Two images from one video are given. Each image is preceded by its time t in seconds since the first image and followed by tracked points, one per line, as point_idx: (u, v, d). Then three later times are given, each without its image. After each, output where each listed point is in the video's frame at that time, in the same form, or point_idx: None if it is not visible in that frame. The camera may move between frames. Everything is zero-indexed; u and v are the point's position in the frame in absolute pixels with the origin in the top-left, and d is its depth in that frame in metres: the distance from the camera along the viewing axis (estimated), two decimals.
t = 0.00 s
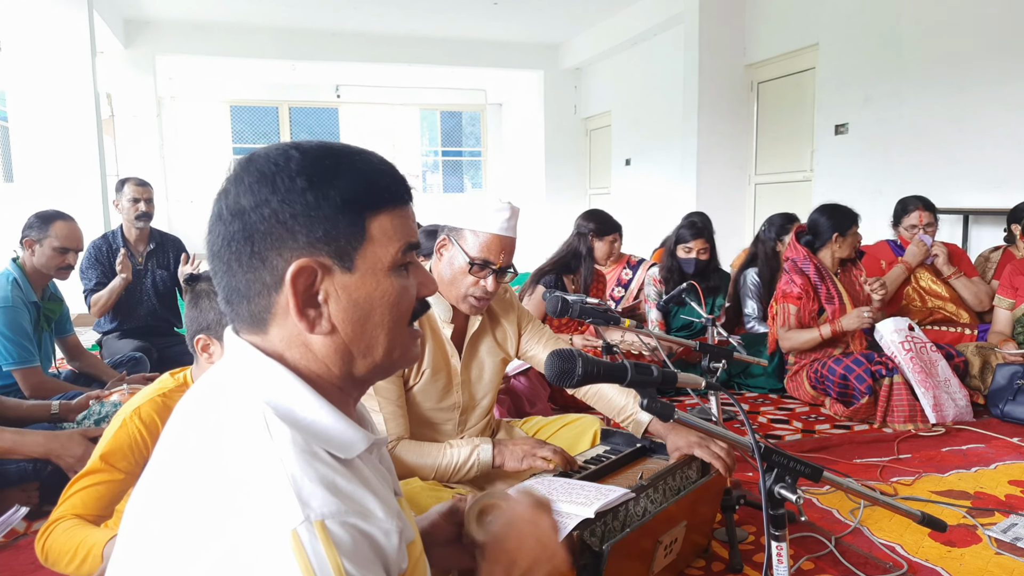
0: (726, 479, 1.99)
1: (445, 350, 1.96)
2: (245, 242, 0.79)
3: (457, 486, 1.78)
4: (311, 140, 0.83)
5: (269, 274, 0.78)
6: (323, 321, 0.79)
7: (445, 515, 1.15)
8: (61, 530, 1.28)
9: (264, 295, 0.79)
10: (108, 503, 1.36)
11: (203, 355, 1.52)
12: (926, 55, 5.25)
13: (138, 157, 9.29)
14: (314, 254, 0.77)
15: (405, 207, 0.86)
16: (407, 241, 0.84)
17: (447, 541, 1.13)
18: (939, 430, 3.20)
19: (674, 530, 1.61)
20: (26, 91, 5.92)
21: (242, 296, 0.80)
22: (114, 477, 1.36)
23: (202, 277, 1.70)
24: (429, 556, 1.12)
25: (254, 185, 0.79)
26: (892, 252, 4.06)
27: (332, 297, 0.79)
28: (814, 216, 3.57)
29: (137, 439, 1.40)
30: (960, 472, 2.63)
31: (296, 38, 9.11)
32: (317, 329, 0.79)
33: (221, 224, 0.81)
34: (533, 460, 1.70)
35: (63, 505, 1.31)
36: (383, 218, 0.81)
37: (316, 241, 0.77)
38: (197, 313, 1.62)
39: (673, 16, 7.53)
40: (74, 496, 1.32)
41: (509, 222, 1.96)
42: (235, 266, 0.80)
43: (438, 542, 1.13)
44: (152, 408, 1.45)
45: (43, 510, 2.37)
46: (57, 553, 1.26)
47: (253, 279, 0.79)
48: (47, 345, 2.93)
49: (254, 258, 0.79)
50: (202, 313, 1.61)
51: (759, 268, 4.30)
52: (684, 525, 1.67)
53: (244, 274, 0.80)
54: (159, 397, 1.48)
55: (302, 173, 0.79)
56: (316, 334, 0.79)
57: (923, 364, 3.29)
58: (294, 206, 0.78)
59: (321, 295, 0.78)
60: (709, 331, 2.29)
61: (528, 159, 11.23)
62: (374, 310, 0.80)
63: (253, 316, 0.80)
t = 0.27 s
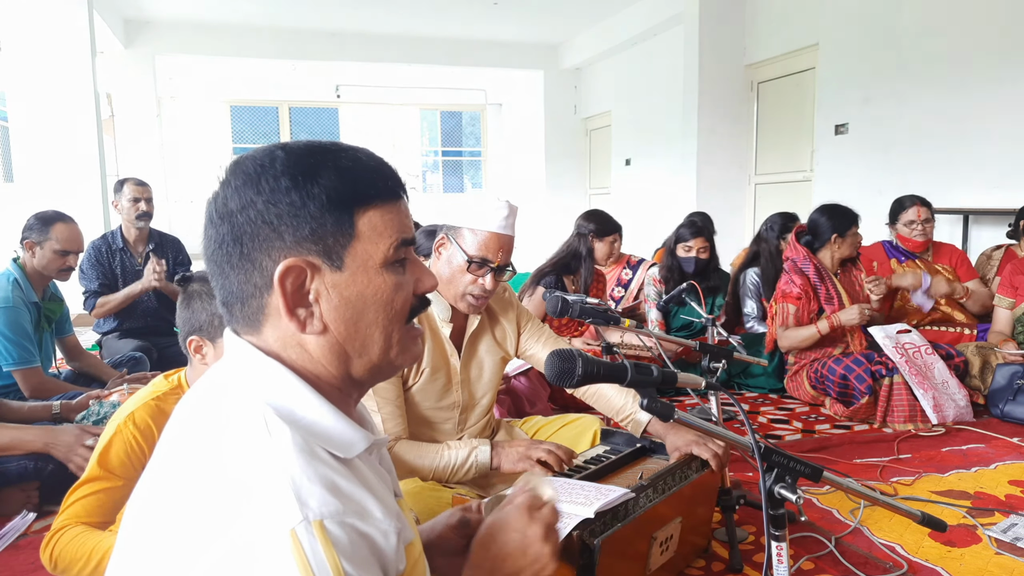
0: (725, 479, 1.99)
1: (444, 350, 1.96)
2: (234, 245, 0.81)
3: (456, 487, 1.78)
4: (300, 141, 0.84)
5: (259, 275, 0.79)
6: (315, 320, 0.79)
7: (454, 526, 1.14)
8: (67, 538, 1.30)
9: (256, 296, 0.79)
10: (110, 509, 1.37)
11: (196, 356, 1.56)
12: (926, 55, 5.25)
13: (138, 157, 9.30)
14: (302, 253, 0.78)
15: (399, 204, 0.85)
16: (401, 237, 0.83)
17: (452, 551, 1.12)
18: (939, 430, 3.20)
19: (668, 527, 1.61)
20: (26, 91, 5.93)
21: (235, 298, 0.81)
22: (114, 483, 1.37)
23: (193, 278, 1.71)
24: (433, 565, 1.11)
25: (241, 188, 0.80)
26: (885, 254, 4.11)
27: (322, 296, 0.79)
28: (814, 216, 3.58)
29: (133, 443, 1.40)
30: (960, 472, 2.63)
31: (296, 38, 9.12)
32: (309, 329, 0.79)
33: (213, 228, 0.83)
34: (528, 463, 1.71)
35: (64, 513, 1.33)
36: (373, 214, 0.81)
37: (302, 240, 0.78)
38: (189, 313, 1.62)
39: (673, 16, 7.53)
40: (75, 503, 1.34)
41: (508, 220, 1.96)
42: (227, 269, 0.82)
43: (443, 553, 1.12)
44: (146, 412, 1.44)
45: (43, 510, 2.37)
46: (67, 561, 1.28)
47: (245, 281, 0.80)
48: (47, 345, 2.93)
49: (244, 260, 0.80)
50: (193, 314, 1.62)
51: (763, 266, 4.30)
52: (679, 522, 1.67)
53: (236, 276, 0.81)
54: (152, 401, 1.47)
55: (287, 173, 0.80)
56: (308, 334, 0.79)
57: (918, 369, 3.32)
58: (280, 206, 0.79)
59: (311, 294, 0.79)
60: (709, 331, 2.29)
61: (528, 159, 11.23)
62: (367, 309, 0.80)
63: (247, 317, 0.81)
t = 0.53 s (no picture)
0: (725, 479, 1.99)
1: (445, 350, 1.95)
2: (233, 247, 0.81)
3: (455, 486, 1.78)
4: (298, 143, 0.84)
5: (257, 277, 0.79)
6: (312, 322, 0.79)
7: (446, 528, 1.12)
8: (66, 537, 1.27)
9: (255, 298, 0.80)
10: (110, 509, 1.36)
11: (193, 355, 1.57)
12: (926, 55, 5.25)
13: (138, 157, 9.30)
14: (299, 255, 0.78)
15: (399, 205, 0.85)
16: (401, 238, 0.83)
17: (445, 553, 1.11)
18: (939, 430, 3.20)
19: (675, 530, 1.61)
20: (26, 91, 5.92)
21: (235, 300, 0.82)
22: (114, 482, 1.36)
23: (189, 277, 1.71)
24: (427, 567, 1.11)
25: (239, 191, 0.81)
26: (883, 255, 4.13)
27: (320, 298, 0.79)
28: (814, 217, 3.58)
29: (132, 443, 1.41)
30: (960, 472, 2.63)
31: (296, 38, 9.12)
32: (307, 331, 0.79)
33: (213, 231, 0.84)
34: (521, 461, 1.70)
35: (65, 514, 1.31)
36: (370, 214, 0.81)
37: (299, 241, 0.78)
38: (184, 313, 1.63)
39: (673, 16, 7.53)
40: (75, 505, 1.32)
41: (508, 220, 1.97)
42: (227, 271, 0.82)
43: (435, 555, 1.11)
44: (145, 411, 1.46)
45: (43, 510, 2.37)
46: (65, 559, 1.25)
47: (245, 283, 0.81)
48: (47, 345, 2.93)
49: (243, 262, 0.80)
50: (189, 312, 1.62)
51: (762, 265, 4.31)
52: (685, 525, 1.67)
53: (236, 279, 0.81)
54: (150, 400, 1.49)
55: (284, 175, 0.80)
56: (306, 336, 0.79)
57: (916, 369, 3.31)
58: (277, 208, 0.79)
59: (309, 296, 0.79)
60: (709, 331, 2.29)
61: (528, 159, 11.23)
62: (366, 310, 0.80)
63: (246, 319, 0.81)
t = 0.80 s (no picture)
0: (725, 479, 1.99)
1: (444, 350, 1.95)
2: (229, 247, 0.81)
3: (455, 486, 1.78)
4: (293, 143, 0.85)
5: (254, 278, 0.80)
6: (309, 321, 0.79)
7: (450, 526, 1.13)
8: (65, 539, 1.28)
9: (252, 297, 0.80)
10: (109, 509, 1.37)
11: (190, 357, 1.56)
12: (926, 55, 5.25)
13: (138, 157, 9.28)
14: (294, 255, 0.78)
15: (397, 204, 0.85)
16: (398, 237, 0.82)
17: (449, 550, 1.12)
18: (939, 430, 3.20)
19: (667, 526, 1.61)
20: (27, 91, 5.93)
21: (234, 300, 0.82)
22: (113, 484, 1.37)
23: (184, 279, 1.71)
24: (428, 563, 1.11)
25: (235, 192, 0.81)
26: (885, 254, 4.09)
27: (316, 298, 0.79)
28: (814, 216, 3.62)
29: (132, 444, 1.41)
30: (960, 472, 2.63)
31: (296, 38, 9.12)
32: (303, 330, 0.79)
33: (211, 231, 0.84)
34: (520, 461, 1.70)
35: (63, 513, 1.32)
36: (364, 213, 0.80)
37: (293, 240, 0.78)
38: (180, 315, 1.63)
39: (673, 16, 7.54)
40: (73, 504, 1.33)
41: (508, 220, 1.96)
42: (225, 272, 0.83)
43: (439, 551, 1.12)
44: (144, 412, 1.46)
45: (44, 510, 2.37)
46: (65, 561, 1.26)
47: (242, 283, 0.81)
48: (47, 345, 2.93)
49: (240, 262, 0.81)
50: (184, 314, 1.62)
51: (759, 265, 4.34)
52: (678, 521, 1.67)
53: (233, 279, 0.82)
54: (149, 401, 1.48)
55: (278, 175, 0.80)
56: (303, 336, 0.79)
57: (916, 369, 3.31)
58: (272, 208, 0.79)
59: (304, 296, 0.79)
60: (709, 332, 2.28)
61: (528, 159, 11.23)
62: (362, 309, 0.80)
63: (245, 318, 0.81)
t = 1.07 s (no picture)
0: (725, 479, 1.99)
1: (444, 350, 1.95)
2: (235, 248, 0.81)
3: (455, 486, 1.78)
4: (302, 145, 0.85)
5: (259, 278, 0.80)
6: (313, 324, 0.79)
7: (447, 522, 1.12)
8: (55, 531, 1.25)
9: (256, 298, 0.80)
10: (101, 505, 1.35)
11: (189, 359, 1.57)
12: (926, 55, 5.25)
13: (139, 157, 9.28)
14: (300, 257, 0.78)
15: (405, 208, 0.85)
16: (404, 241, 0.82)
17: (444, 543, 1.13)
18: (939, 430, 3.20)
19: (670, 528, 1.61)
20: (28, 91, 5.94)
21: (238, 300, 0.82)
22: (109, 480, 1.36)
23: (179, 280, 1.71)
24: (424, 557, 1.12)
25: (243, 192, 0.81)
26: (886, 254, 4.09)
27: (321, 300, 0.79)
28: (814, 216, 3.68)
29: (132, 441, 1.42)
30: (960, 472, 2.63)
31: (295, 38, 9.12)
32: (307, 332, 0.79)
33: (217, 231, 0.84)
34: (519, 459, 1.70)
35: (54, 508, 1.29)
36: (372, 217, 0.80)
37: (301, 242, 0.78)
38: (176, 317, 1.63)
39: (673, 16, 7.53)
40: (64, 499, 1.30)
41: (508, 220, 1.96)
42: (230, 271, 0.82)
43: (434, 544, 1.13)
44: (145, 410, 1.47)
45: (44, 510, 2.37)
46: (52, 555, 1.23)
47: (247, 284, 0.81)
48: (47, 344, 2.94)
49: (245, 263, 0.81)
50: (180, 315, 1.62)
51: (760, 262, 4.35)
52: (682, 523, 1.67)
53: (238, 279, 0.82)
54: (150, 399, 1.50)
55: (287, 177, 0.80)
56: (307, 338, 0.79)
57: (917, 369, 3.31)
58: (280, 209, 0.79)
59: (309, 298, 0.79)
60: (709, 332, 2.28)
61: (528, 158, 11.23)
62: (366, 313, 0.80)
63: (249, 319, 0.81)
